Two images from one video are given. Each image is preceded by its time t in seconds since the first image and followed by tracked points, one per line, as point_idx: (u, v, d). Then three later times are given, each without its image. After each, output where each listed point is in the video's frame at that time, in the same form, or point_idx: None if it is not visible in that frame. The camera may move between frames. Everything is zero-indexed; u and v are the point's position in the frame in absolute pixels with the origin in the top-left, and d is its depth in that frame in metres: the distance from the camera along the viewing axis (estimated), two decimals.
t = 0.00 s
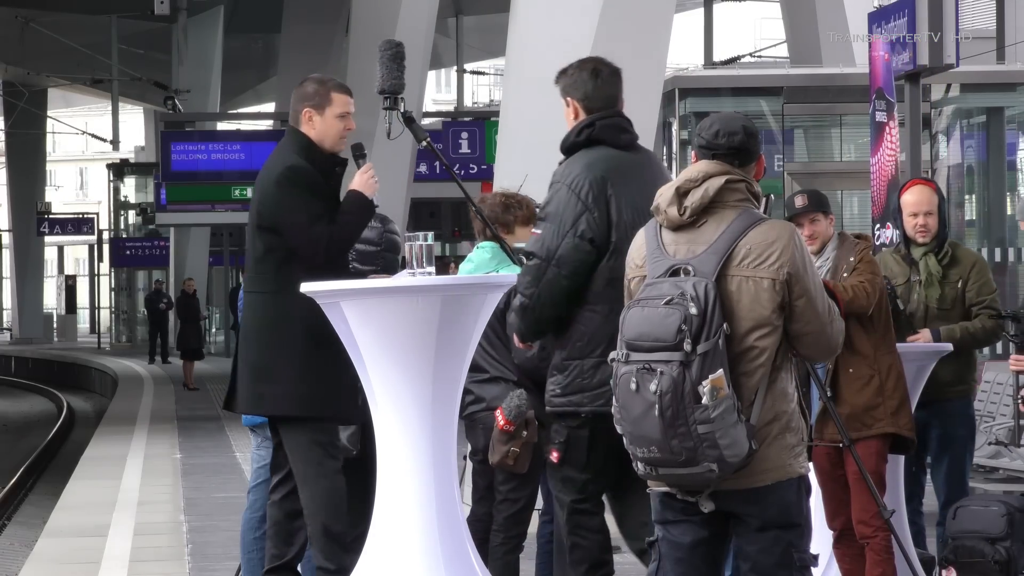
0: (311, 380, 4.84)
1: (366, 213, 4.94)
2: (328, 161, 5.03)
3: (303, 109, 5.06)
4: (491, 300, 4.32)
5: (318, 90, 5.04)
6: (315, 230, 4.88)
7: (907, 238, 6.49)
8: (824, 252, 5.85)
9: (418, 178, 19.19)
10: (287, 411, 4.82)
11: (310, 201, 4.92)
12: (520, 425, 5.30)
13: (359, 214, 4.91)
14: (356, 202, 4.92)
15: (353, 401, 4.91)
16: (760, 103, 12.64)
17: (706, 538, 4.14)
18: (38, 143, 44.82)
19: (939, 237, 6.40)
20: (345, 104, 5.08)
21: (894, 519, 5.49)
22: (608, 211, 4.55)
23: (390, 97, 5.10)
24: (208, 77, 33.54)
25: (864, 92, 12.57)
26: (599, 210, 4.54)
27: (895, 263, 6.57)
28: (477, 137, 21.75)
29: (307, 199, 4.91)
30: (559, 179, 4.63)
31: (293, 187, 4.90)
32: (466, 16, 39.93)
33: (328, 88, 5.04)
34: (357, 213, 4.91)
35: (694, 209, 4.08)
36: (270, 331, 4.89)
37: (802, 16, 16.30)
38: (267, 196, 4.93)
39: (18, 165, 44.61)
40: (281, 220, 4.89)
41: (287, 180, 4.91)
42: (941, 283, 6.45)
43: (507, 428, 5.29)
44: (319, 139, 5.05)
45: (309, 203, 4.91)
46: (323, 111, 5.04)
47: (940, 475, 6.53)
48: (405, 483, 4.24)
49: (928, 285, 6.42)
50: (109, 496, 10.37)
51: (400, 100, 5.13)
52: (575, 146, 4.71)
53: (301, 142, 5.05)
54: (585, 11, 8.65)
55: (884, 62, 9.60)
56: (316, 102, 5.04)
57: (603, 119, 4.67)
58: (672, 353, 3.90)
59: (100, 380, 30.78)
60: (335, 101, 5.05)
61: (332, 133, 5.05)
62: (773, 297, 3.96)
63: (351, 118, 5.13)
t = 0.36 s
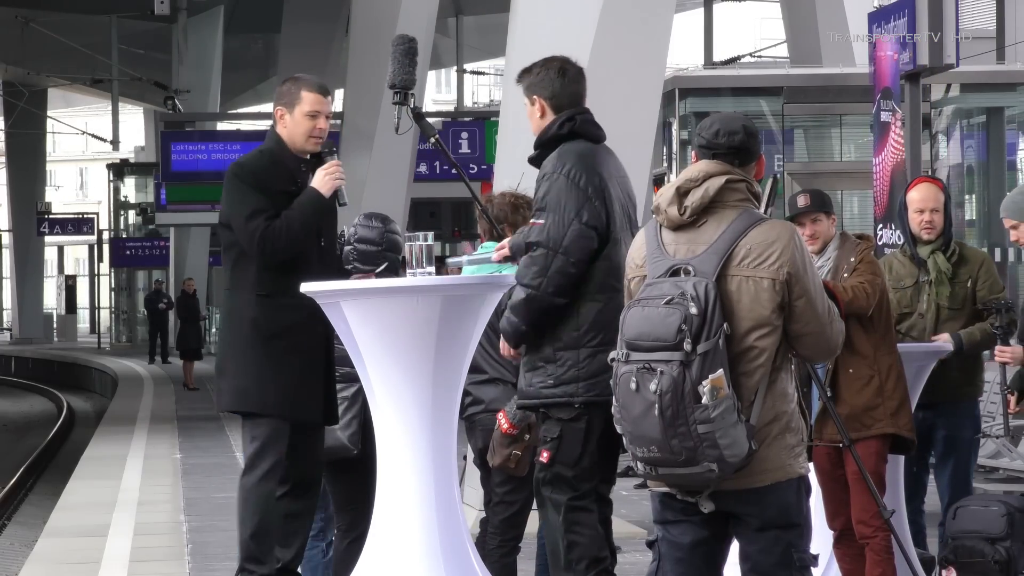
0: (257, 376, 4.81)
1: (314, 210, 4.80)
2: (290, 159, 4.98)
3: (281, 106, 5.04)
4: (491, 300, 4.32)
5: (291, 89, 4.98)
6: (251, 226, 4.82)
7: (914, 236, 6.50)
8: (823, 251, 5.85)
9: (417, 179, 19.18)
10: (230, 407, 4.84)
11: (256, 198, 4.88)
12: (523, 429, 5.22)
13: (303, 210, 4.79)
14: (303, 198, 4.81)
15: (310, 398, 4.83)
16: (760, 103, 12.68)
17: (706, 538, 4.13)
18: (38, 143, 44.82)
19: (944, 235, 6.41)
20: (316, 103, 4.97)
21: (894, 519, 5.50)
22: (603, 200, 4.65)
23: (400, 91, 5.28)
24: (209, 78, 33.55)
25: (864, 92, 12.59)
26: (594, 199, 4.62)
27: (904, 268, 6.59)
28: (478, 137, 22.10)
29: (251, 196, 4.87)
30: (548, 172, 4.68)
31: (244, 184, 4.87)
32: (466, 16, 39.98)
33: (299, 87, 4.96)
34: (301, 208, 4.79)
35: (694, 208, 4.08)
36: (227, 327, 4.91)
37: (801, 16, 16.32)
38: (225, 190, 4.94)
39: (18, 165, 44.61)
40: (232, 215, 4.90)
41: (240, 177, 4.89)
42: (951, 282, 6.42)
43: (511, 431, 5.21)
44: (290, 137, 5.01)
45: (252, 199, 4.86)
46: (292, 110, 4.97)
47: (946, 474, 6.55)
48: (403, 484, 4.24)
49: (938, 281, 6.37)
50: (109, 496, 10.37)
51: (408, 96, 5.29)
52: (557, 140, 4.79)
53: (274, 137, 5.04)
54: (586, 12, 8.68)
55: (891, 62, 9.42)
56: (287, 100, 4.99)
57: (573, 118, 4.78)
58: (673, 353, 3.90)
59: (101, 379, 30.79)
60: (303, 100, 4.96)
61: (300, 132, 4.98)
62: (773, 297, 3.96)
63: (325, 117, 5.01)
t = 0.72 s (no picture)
0: (227, 377, 5.05)
1: (272, 213, 5.01)
2: (253, 160, 5.24)
3: (254, 105, 5.26)
4: (491, 300, 4.32)
5: (265, 90, 5.21)
6: (209, 230, 5.08)
7: (917, 235, 6.55)
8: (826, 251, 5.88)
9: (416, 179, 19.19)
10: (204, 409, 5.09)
11: (215, 200, 5.15)
12: (498, 428, 5.31)
13: (260, 212, 5.00)
14: (263, 201, 5.02)
15: (280, 399, 5.05)
16: (760, 103, 12.69)
17: (708, 538, 4.13)
18: (38, 143, 44.80)
19: (948, 234, 6.48)
20: (288, 108, 5.18)
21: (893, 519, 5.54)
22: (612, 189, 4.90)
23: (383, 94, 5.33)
24: (209, 78, 33.54)
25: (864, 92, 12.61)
26: (606, 181, 4.85)
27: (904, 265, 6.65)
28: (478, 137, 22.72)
29: (211, 198, 5.14)
30: (554, 164, 4.86)
31: (205, 187, 5.14)
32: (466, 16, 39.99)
33: (273, 89, 5.19)
34: (259, 210, 5.00)
35: (697, 209, 4.08)
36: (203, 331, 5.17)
37: (801, 16, 16.33)
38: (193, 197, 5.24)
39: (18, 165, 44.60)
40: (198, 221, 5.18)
41: (201, 179, 5.16)
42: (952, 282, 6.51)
43: (484, 432, 5.29)
44: (261, 137, 5.25)
45: (212, 202, 5.14)
46: (263, 112, 5.20)
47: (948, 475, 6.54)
48: (403, 486, 4.25)
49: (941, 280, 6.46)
50: (109, 496, 10.36)
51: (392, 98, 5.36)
52: (550, 134, 4.96)
53: (247, 138, 5.30)
54: (586, 13, 8.71)
55: (904, 61, 9.47)
56: (259, 101, 5.22)
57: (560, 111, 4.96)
58: (675, 353, 3.90)
59: (100, 379, 30.79)
60: (275, 103, 5.18)
61: (270, 134, 5.23)
62: (775, 297, 3.96)
63: (295, 121, 5.22)
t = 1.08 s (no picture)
0: (200, 383, 5.10)
1: (232, 218, 5.02)
2: (218, 164, 5.27)
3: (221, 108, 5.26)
4: (490, 299, 4.31)
5: (228, 94, 5.19)
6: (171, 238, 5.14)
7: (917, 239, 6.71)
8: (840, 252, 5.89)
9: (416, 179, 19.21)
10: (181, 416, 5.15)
11: (179, 208, 5.20)
12: (467, 428, 5.43)
13: (222, 217, 5.01)
14: (224, 206, 5.03)
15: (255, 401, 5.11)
16: (760, 103, 12.66)
17: (708, 538, 4.13)
18: (38, 143, 44.78)
19: (947, 237, 6.61)
20: (250, 111, 5.17)
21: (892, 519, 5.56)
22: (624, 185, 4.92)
23: (358, 95, 5.11)
24: (209, 78, 33.54)
25: (864, 91, 12.63)
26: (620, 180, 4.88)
27: (905, 264, 6.82)
28: (477, 137, 23.73)
29: (174, 205, 5.20)
30: (570, 160, 4.87)
31: (168, 193, 5.20)
32: (466, 17, 40.02)
33: (236, 92, 5.17)
34: (220, 216, 5.02)
35: (698, 208, 4.08)
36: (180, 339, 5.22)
37: (801, 16, 16.33)
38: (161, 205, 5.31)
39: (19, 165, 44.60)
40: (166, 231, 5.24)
41: (166, 186, 5.22)
42: (946, 285, 6.65)
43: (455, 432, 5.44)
44: (225, 140, 5.24)
45: (175, 209, 5.20)
46: (227, 115, 5.19)
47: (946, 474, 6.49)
48: (403, 487, 4.25)
49: (931, 285, 6.66)
50: (109, 497, 10.37)
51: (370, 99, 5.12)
52: (559, 132, 4.98)
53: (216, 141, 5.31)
54: (585, 12, 8.72)
55: (921, 60, 10.32)
56: (223, 104, 5.21)
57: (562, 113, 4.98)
58: (677, 353, 3.90)
59: (100, 380, 30.80)
60: (240, 107, 5.16)
61: (233, 137, 5.22)
62: (776, 297, 3.96)
63: (259, 125, 5.22)
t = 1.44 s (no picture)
0: (184, 384, 5.10)
1: (211, 222, 5.00)
2: (205, 164, 5.27)
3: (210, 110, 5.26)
4: (488, 299, 4.31)
5: (214, 95, 5.18)
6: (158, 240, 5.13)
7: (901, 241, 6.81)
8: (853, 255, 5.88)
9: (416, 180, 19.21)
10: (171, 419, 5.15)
11: (162, 209, 5.21)
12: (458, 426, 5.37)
13: (202, 221, 4.99)
14: (205, 210, 5.01)
15: (238, 403, 5.08)
16: (760, 103, 12.70)
17: (708, 538, 4.13)
18: (38, 143, 44.76)
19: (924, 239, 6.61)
20: (235, 112, 5.14)
21: (891, 519, 5.60)
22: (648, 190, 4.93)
23: (345, 95, 4.96)
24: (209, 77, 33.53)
25: (864, 92, 12.69)
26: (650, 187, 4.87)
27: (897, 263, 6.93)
28: (477, 137, 23.76)
29: (159, 207, 5.21)
30: (600, 167, 4.86)
31: (153, 195, 5.21)
32: (466, 17, 40.01)
33: (219, 94, 5.14)
34: (200, 220, 5.00)
35: (698, 208, 4.08)
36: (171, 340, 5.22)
37: (801, 16, 16.34)
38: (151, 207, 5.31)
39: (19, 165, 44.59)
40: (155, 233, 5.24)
41: (152, 186, 5.24)
42: (925, 285, 6.68)
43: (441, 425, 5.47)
44: (212, 141, 5.24)
45: (159, 210, 5.20)
46: (212, 117, 5.17)
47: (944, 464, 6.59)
48: (402, 490, 4.25)
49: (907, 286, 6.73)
50: (109, 496, 10.37)
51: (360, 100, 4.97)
52: (590, 134, 4.95)
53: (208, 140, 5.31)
54: (584, 12, 8.75)
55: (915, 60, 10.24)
56: (210, 106, 5.19)
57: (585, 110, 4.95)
58: (676, 353, 3.90)
59: (101, 379, 30.80)
60: (223, 109, 5.14)
61: (219, 138, 5.20)
62: (775, 296, 3.96)
63: (245, 125, 5.19)
